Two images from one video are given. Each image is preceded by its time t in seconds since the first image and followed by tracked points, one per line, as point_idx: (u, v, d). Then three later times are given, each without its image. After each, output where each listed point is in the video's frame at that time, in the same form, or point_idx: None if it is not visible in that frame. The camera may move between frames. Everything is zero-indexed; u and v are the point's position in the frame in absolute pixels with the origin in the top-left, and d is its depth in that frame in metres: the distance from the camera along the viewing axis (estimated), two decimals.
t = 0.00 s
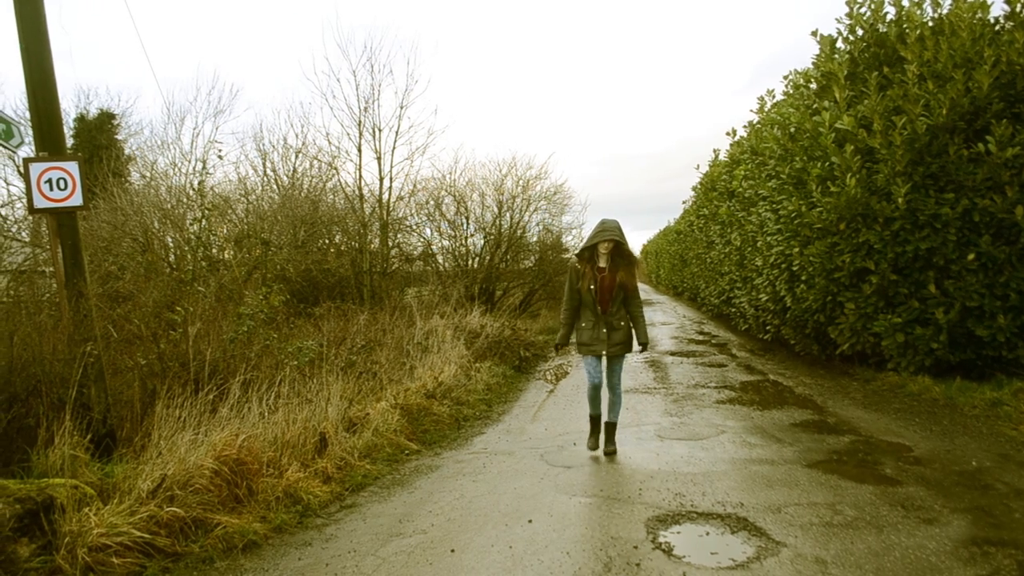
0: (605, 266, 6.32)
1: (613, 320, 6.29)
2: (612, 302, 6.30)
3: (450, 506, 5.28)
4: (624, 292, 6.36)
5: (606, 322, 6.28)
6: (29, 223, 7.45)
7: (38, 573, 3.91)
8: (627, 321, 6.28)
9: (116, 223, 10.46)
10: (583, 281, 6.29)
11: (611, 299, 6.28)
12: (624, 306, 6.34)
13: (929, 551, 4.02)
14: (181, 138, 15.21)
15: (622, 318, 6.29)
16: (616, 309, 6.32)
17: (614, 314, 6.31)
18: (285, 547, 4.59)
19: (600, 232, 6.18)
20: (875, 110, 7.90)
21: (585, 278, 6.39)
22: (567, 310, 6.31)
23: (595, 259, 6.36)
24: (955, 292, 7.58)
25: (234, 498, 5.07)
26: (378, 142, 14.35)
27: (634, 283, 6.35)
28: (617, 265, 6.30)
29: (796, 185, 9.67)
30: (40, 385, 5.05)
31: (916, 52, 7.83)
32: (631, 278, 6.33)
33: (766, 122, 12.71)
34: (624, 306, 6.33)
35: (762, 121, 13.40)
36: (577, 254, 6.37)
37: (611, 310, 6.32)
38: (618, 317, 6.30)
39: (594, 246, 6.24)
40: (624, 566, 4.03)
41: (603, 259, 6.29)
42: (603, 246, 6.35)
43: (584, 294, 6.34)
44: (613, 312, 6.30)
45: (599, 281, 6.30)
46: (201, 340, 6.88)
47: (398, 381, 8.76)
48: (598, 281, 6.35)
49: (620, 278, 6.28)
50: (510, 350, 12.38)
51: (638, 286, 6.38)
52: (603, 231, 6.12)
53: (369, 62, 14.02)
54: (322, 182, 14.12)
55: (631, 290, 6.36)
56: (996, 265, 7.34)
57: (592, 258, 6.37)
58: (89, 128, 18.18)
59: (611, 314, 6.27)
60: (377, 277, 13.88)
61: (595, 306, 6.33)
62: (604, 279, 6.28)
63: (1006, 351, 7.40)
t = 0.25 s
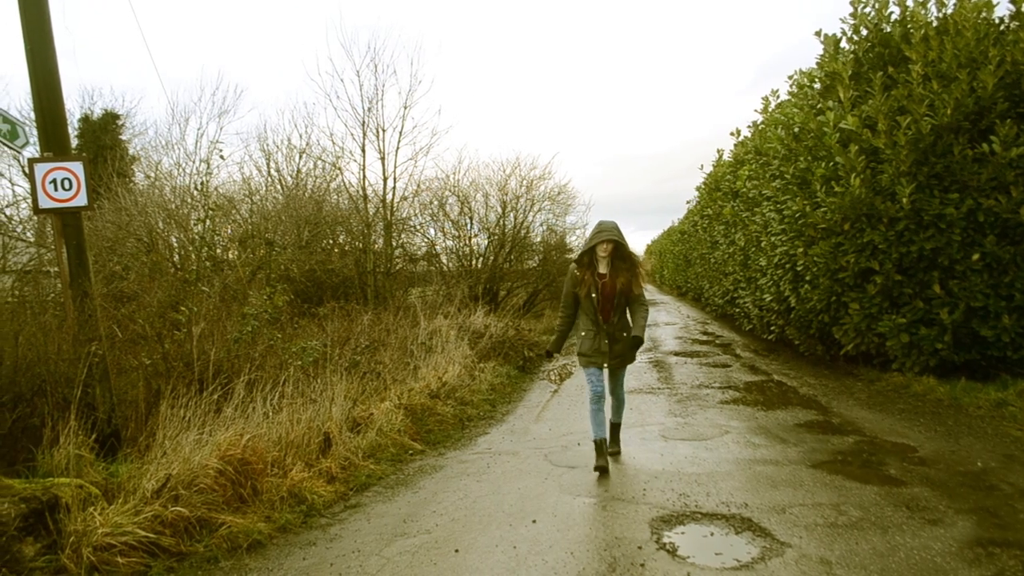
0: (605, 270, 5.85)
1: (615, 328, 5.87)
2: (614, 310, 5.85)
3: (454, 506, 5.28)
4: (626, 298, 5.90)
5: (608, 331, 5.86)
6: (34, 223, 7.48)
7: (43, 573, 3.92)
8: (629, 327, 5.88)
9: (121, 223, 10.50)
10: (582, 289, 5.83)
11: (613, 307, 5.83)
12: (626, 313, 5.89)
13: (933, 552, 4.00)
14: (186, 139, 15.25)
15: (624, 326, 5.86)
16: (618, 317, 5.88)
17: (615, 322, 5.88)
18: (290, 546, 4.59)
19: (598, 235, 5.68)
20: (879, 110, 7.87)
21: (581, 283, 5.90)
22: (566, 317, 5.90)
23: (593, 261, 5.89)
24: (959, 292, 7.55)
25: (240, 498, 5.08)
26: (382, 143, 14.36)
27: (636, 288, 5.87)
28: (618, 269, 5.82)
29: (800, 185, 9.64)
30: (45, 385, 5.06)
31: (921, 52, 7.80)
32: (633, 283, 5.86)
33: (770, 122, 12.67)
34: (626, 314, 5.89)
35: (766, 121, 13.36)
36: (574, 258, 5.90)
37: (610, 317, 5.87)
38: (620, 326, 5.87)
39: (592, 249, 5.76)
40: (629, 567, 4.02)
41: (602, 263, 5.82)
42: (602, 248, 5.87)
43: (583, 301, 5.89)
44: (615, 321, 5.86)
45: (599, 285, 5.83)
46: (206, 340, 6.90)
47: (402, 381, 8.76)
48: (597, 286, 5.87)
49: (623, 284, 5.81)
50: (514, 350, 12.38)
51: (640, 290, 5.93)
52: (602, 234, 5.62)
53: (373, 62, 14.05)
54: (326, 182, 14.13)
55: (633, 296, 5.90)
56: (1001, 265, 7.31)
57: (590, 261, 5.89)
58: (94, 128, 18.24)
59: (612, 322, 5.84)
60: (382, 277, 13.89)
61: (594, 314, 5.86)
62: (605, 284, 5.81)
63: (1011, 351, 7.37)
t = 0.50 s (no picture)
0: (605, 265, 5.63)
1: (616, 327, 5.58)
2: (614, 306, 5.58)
3: (462, 506, 5.27)
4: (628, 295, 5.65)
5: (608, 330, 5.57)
6: (43, 223, 7.51)
7: (52, 571, 3.94)
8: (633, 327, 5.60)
9: (130, 223, 10.56)
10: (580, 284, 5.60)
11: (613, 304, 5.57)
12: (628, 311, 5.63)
13: (942, 553, 3.96)
14: (194, 139, 15.31)
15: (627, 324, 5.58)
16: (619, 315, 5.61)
17: (616, 320, 5.60)
18: (297, 546, 4.59)
19: (596, 226, 5.51)
20: (887, 110, 7.80)
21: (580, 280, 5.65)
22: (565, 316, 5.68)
23: (593, 257, 5.66)
24: (968, 292, 7.49)
25: (247, 497, 5.08)
26: (389, 143, 14.37)
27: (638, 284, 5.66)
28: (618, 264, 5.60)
29: (808, 185, 9.58)
30: (54, 385, 5.05)
31: (930, 51, 7.72)
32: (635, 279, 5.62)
33: (778, 122, 12.61)
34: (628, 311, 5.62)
35: (774, 121, 13.30)
36: (573, 254, 5.69)
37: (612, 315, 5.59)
38: (621, 324, 5.60)
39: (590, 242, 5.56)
40: (636, 567, 4.00)
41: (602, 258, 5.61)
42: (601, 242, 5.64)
43: (582, 299, 5.65)
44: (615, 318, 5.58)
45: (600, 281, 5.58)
46: (213, 340, 6.92)
47: (409, 381, 8.76)
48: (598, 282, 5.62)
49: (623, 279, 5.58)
50: (521, 350, 12.36)
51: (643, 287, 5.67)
52: (600, 225, 5.45)
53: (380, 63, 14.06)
54: (333, 182, 14.14)
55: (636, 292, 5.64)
56: (1011, 265, 7.25)
57: (589, 256, 5.66)
58: (102, 128, 18.33)
59: (614, 319, 5.57)
60: (389, 277, 13.90)
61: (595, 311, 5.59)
62: (605, 279, 5.57)
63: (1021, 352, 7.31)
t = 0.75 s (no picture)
0: (610, 270, 5.46)
1: (621, 333, 5.36)
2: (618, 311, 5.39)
3: (471, 506, 5.25)
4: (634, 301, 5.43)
5: (612, 336, 5.36)
6: (55, 223, 7.56)
7: (63, 570, 3.94)
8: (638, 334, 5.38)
9: (141, 224, 10.62)
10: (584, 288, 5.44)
11: (617, 308, 5.38)
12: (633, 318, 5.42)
13: (954, 555, 3.91)
14: (204, 140, 15.38)
15: (632, 331, 5.38)
16: (623, 321, 5.40)
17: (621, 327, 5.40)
18: (306, 545, 4.59)
19: (600, 228, 5.38)
20: (898, 109, 7.73)
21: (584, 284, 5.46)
22: (567, 322, 5.49)
23: (598, 261, 5.46)
24: (980, 293, 7.42)
25: (257, 497, 5.09)
26: (399, 143, 14.38)
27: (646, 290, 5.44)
28: (623, 268, 5.43)
29: (818, 184, 9.50)
30: (65, 385, 5.07)
31: (940, 51, 7.65)
32: (642, 284, 5.42)
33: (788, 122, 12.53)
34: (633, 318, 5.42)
35: (783, 121, 13.21)
36: (577, 257, 5.49)
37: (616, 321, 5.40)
38: (626, 331, 5.37)
39: (594, 245, 5.42)
40: (645, 568, 3.97)
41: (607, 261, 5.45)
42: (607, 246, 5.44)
43: (586, 304, 5.46)
44: (620, 324, 5.37)
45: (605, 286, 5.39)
46: (223, 340, 6.94)
47: (419, 381, 8.75)
48: (602, 287, 5.43)
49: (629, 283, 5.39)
50: (531, 350, 12.34)
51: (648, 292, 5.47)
52: (603, 226, 5.32)
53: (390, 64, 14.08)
54: (342, 182, 14.16)
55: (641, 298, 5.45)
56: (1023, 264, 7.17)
57: (594, 260, 5.47)
58: (113, 129, 18.45)
59: (618, 327, 5.37)
60: (398, 277, 13.91)
61: (599, 317, 5.40)
62: (610, 285, 5.39)
63: None
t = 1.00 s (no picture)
0: (613, 268, 4.91)
1: (624, 338, 4.83)
2: (622, 314, 4.85)
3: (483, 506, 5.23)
4: (639, 303, 4.90)
5: (614, 341, 4.82)
6: (68, 224, 7.60)
7: (77, 569, 3.95)
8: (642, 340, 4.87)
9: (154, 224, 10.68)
10: (584, 287, 4.91)
11: (621, 310, 4.85)
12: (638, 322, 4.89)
13: (968, 556, 3.85)
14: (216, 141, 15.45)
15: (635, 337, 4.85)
16: (627, 325, 4.86)
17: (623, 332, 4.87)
18: (318, 544, 4.60)
19: (603, 222, 4.84)
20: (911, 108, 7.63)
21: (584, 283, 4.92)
22: (566, 325, 4.98)
23: (600, 257, 4.92)
24: (994, 292, 7.33)
25: (269, 496, 5.09)
26: (410, 143, 14.38)
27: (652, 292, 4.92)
28: (628, 266, 4.89)
29: (831, 184, 9.39)
30: (79, 384, 5.04)
31: (954, 49, 7.54)
32: (648, 284, 4.89)
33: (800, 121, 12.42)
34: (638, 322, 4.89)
35: (796, 121, 13.09)
36: (578, 252, 4.96)
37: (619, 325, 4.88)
38: (629, 336, 4.84)
39: (597, 240, 4.89)
40: (657, 568, 3.94)
41: (610, 258, 4.90)
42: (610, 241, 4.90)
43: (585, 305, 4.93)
44: (623, 328, 4.85)
45: (606, 286, 4.86)
46: (236, 340, 6.96)
47: (430, 381, 8.73)
48: (604, 286, 4.89)
49: (634, 283, 4.85)
50: (542, 350, 12.30)
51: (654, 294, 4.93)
52: (608, 220, 4.78)
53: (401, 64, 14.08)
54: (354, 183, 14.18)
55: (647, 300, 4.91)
56: None
57: (596, 257, 4.93)
58: (126, 130, 18.57)
59: (620, 331, 4.84)
60: (409, 277, 13.92)
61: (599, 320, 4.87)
62: (612, 284, 4.86)
63: None
